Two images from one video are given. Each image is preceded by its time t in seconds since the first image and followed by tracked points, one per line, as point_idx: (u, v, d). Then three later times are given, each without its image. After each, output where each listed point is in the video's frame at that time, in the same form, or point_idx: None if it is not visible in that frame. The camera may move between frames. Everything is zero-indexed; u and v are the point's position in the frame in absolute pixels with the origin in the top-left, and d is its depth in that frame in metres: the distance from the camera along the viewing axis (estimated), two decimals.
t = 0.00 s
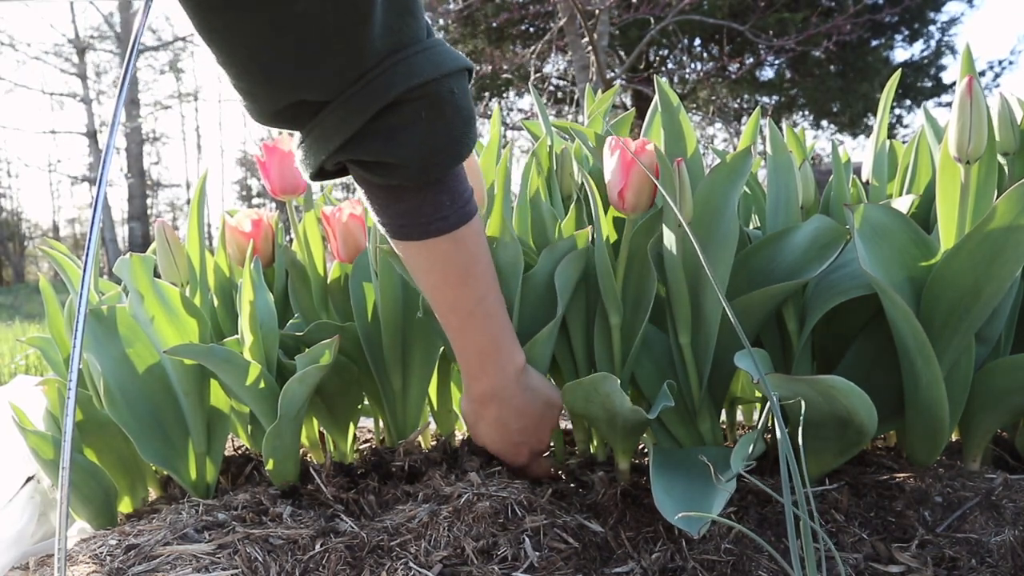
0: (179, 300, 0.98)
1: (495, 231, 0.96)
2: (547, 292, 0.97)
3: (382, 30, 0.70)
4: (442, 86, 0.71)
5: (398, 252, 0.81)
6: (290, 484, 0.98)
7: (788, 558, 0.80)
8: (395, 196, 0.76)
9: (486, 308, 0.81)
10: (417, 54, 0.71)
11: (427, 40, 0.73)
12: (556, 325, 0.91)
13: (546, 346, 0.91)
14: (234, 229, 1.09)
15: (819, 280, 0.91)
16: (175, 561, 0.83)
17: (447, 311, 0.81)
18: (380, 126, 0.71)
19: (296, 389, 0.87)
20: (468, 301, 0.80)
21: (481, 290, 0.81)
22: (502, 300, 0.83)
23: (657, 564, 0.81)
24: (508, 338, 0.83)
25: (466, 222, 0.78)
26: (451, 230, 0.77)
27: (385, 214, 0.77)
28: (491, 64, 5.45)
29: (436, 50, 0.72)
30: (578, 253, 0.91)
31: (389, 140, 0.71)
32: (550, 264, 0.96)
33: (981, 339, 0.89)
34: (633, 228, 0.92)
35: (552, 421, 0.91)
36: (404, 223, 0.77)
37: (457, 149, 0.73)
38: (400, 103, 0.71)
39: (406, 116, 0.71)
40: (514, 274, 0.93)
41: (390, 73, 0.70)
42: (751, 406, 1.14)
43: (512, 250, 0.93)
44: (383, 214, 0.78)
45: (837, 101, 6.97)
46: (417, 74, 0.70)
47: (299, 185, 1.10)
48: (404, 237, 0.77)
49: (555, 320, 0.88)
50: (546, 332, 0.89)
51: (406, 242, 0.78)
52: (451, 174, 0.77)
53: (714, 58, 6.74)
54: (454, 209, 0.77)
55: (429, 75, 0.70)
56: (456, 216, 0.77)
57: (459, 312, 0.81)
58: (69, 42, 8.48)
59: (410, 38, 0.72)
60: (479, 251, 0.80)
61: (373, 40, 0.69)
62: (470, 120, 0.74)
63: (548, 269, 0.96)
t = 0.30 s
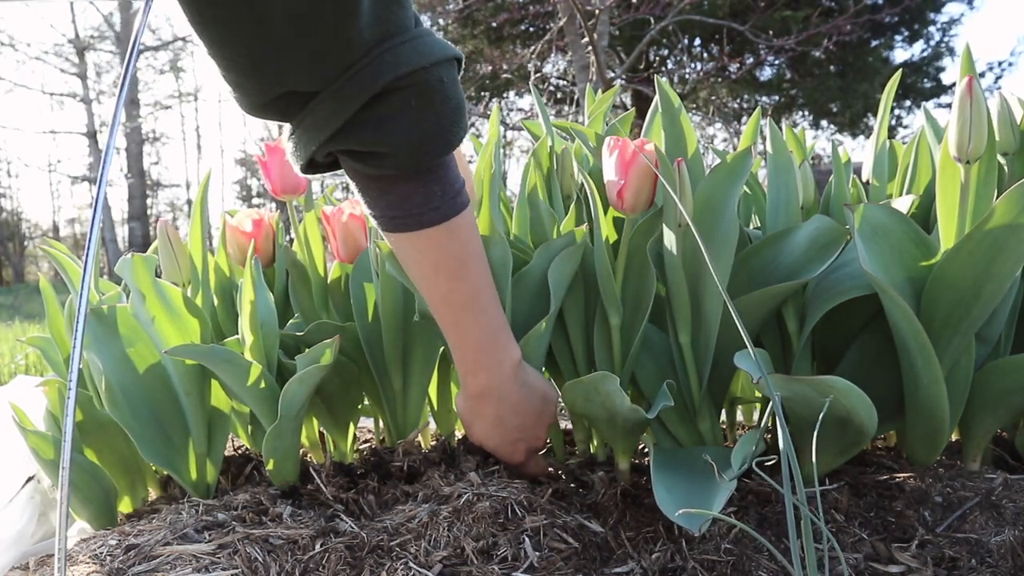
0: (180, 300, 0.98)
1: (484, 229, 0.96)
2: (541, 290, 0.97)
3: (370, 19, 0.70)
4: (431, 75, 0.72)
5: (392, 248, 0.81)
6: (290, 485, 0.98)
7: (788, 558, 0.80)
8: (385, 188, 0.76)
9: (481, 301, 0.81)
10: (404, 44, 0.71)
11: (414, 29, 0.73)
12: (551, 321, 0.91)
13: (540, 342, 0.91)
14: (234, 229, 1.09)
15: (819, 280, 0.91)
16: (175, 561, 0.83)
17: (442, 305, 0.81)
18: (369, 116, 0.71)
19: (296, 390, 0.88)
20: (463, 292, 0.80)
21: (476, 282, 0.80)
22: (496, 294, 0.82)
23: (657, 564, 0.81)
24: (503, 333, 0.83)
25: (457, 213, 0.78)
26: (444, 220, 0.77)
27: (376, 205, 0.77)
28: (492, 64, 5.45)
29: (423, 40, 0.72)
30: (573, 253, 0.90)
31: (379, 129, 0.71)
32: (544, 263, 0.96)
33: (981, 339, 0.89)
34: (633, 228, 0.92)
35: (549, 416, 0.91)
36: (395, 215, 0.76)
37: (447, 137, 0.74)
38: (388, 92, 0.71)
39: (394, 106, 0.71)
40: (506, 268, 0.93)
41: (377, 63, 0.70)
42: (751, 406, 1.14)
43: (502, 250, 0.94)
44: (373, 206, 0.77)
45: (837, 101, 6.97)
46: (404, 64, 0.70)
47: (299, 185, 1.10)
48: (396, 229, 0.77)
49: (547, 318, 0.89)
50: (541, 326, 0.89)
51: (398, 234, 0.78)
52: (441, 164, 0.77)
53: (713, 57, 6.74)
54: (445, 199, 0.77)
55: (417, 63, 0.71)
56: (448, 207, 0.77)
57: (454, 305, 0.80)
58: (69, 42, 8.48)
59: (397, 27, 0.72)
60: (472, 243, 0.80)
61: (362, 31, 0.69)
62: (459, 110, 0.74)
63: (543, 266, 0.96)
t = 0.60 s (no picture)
0: (178, 300, 0.98)
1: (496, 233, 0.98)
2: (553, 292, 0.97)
3: (380, 37, 0.70)
4: (441, 92, 0.72)
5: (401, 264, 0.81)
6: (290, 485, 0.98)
7: (788, 558, 0.80)
8: (396, 206, 0.76)
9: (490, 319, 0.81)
10: (413, 61, 0.71)
11: (423, 47, 0.74)
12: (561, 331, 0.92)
13: (552, 352, 0.91)
14: (234, 229, 1.09)
15: (819, 280, 0.91)
16: (175, 561, 0.83)
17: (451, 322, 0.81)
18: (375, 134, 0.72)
19: (296, 390, 0.88)
20: (473, 311, 0.80)
21: (485, 299, 0.80)
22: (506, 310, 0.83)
23: (657, 564, 0.81)
24: (513, 345, 0.83)
25: (468, 229, 0.78)
26: (452, 237, 0.77)
27: (387, 224, 0.78)
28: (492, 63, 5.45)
29: (432, 57, 0.73)
30: (581, 258, 0.90)
31: (389, 145, 0.72)
32: (555, 264, 0.96)
33: (981, 339, 0.89)
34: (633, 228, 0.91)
35: (559, 425, 0.91)
36: (405, 232, 0.77)
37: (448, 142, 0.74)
38: (398, 110, 0.72)
39: (404, 123, 0.72)
40: (519, 273, 0.95)
41: (387, 80, 0.70)
42: (751, 406, 1.14)
43: (514, 255, 0.95)
44: (386, 225, 0.78)
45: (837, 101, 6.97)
46: (414, 81, 0.70)
47: (299, 186, 1.10)
48: (406, 246, 0.77)
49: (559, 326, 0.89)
50: (553, 337, 0.89)
51: (408, 251, 0.78)
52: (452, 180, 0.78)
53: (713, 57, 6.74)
54: (455, 216, 0.77)
55: (427, 80, 0.71)
56: (456, 224, 0.77)
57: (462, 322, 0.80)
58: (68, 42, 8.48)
59: (407, 45, 0.72)
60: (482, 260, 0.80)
61: (372, 49, 0.69)
62: (470, 125, 0.75)
63: (554, 268, 0.96)
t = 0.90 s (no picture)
0: (179, 300, 0.98)
1: (496, 233, 0.99)
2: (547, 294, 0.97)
3: (382, 73, 0.70)
4: (440, 130, 0.73)
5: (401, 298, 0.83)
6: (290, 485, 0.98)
7: (788, 558, 0.80)
8: (396, 241, 0.77)
9: (488, 347, 0.83)
10: (414, 99, 0.72)
11: (423, 84, 0.74)
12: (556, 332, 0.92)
13: (544, 353, 0.91)
14: (234, 229, 1.09)
15: (819, 280, 0.91)
16: (175, 561, 0.83)
17: (451, 350, 0.83)
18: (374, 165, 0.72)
19: (296, 389, 0.88)
20: (470, 342, 0.82)
21: (483, 329, 0.83)
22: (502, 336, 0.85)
23: (657, 564, 0.81)
24: (509, 369, 0.86)
25: (467, 261, 0.80)
26: (452, 270, 0.79)
27: (387, 259, 0.79)
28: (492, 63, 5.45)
29: (432, 95, 0.73)
30: (574, 258, 0.91)
31: (389, 180, 0.72)
32: (550, 265, 0.96)
33: (981, 339, 0.89)
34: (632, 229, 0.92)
35: (556, 445, 0.93)
36: (404, 267, 0.79)
37: (448, 141, 0.73)
38: (396, 148, 0.72)
39: (404, 160, 0.72)
40: (517, 273, 0.96)
41: (387, 117, 0.70)
42: (751, 406, 1.14)
43: (512, 253, 0.97)
44: (385, 259, 0.79)
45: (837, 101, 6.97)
46: (415, 118, 0.71)
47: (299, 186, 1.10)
48: (406, 280, 0.79)
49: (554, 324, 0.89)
50: (546, 335, 0.88)
51: (407, 284, 0.80)
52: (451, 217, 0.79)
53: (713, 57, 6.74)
54: (454, 248, 0.79)
55: (426, 119, 0.72)
56: (456, 257, 0.79)
57: (460, 350, 0.83)
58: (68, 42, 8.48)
59: (408, 82, 0.73)
60: (479, 291, 0.82)
61: (373, 84, 0.69)
62: (467, 163, 0.76)
63: (548, 269, 0.96)
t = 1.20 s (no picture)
0: (179, 300, 0.98)
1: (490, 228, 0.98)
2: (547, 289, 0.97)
3: (380, 50, 0.71)
4: (439, 107, 0.73)
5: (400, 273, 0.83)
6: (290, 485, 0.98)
7: (788, 558, 0.80)
8: (395, 218, 0.78)
9: (484, 326, 0.83)
10: (413, 75, 0.72)
11: (423, 61, 0.75)
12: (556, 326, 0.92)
13: (546, 343, 0.91)
14: (234, 229, 1.09)
15: (819, 280, 0.91)
16: (175, 561, 0.83)
17: (447, 328, 0.83)
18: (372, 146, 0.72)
19: (296, 390, 0.88)
20: (468, 320, 0.82)
21: (481, 308, 0.83)
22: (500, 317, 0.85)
23: (657, 564, 0.81)
24: (507, 351, 0.85)
25: (465, 240, 0.80)
26: (450, 248, 0.79)
27: (385, 235, 0.79)
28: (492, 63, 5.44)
29: (432, 72, 0.74)
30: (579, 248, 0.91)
31: (386, 157, 0.73)
32: (551, 261, 0.97)
33: (981, 339, 0.89)
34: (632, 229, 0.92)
35: (555, 434, 0.92)
36: (402, 242, 0.79)
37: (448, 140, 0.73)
38: (394, 125, 0.73)
39: (402, 137, 0.73)
40: (511, 268, 0.95)
41: (386, 92, 0.71)
42: (751, 406, 1.14)
43: (508, 247, 0.96)
44: (383, 235, 0.79)
45: (837, 101, 6.97)
46: (414, 95, 0.71)
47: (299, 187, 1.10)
48: (404, 256, 0.79)
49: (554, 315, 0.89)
50: (549, 327, 0.89)
51: (405, 260, 0.80)
52: (448, 194, 0.79)
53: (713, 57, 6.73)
54: (451, 227, 0.79)
55: (425, 95, 0.72)
56: (452, 234, 0.79)
57: (456, 327, 0.83)
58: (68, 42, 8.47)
59: (407, 59, 0.73)
60: (477, 269, 0.82)
61: (371, 62, 0.70)
62: (465, 141, 0.76)
63: (549, 265, 0.97)
